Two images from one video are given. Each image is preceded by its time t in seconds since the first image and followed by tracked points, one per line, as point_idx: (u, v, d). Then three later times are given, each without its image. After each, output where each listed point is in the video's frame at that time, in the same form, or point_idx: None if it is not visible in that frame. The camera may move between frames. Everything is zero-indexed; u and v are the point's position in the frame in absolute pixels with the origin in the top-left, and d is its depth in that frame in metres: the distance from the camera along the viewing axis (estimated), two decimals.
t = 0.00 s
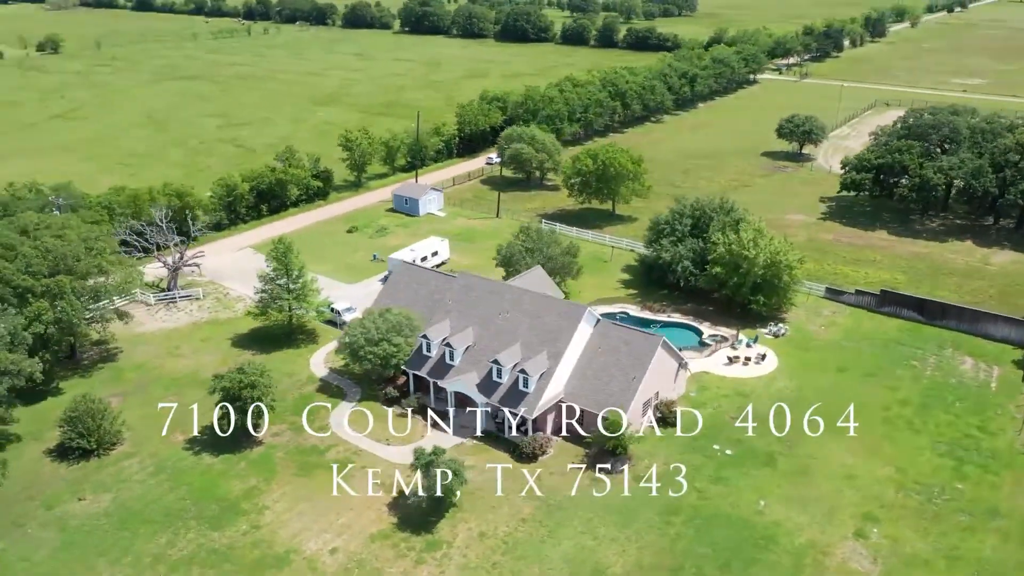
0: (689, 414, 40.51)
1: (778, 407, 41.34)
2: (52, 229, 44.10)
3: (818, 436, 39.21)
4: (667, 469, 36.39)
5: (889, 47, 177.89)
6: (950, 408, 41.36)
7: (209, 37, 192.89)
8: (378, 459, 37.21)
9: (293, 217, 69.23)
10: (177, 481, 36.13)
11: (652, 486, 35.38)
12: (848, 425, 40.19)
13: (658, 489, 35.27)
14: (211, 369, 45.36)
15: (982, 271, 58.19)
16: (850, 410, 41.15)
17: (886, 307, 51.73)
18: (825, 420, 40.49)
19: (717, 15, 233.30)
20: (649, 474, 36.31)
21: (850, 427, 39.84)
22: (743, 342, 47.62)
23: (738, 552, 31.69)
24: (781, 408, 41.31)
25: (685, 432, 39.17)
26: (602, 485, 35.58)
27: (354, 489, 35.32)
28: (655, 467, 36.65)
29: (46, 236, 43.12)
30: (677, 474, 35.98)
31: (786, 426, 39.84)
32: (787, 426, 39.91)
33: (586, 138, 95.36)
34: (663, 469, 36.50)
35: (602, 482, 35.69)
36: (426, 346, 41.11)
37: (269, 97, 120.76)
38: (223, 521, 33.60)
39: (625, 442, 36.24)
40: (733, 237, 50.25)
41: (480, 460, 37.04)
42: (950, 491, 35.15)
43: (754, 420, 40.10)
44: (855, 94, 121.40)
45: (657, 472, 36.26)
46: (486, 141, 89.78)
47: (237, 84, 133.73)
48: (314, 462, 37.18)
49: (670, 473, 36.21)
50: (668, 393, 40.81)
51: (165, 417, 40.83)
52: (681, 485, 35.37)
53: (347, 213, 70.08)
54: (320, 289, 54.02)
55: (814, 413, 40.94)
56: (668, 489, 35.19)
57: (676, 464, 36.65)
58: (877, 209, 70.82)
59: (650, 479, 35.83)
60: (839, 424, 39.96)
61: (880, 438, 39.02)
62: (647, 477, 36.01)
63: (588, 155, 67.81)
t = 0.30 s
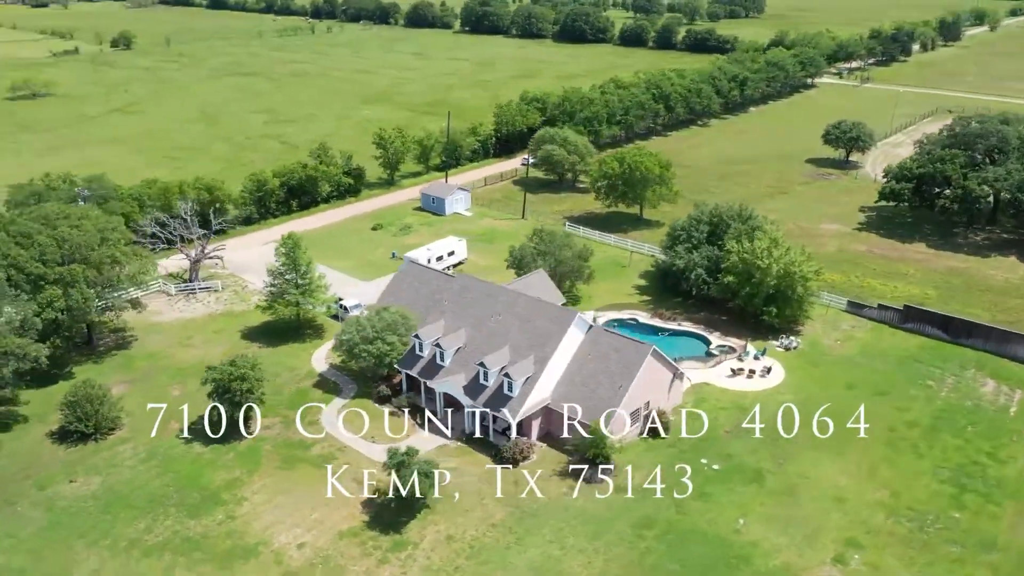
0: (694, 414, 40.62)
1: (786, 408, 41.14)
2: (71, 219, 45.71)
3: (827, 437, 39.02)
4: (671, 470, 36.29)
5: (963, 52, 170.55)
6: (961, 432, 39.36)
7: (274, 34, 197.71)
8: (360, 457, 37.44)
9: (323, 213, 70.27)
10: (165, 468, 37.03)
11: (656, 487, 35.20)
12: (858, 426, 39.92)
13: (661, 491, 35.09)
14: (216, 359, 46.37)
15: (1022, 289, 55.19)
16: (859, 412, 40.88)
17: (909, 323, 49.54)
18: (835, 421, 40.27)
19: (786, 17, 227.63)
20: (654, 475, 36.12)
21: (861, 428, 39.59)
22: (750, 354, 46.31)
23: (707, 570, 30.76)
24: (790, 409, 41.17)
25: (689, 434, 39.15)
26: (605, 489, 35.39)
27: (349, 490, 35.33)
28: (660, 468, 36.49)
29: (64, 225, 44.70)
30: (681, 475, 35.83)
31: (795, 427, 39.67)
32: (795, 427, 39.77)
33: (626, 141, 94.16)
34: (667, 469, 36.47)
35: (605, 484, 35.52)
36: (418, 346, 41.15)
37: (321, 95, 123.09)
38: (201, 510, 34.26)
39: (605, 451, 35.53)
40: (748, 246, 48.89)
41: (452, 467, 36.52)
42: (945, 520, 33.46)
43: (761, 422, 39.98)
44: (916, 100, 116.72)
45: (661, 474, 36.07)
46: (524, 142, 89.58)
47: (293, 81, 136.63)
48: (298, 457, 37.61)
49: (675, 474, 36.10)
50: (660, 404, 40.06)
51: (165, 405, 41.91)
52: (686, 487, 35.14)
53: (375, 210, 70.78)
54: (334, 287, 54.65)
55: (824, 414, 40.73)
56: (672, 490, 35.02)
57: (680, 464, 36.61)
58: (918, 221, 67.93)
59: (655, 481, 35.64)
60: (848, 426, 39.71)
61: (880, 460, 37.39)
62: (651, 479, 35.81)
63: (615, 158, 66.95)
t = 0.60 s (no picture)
0: (690, 422, 39.93)
1: (794, 409, 41.19)
2: (90, 209, 47.15)
3: (836, 438, 39.04)
4: (676, 470, 36.31)
5: None
6: (969, 458, 37.39)
7: (338, 32, 201.48)
8: (344, 452, 37.78)
9: (352, 210, 71.16)
10: (156, 454, 38.01)
11: (660, 489, 35.18)
12: (867, 427, 39.98)
13: (666, 492, 35.06)
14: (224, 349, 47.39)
15: None
16: (869, 413, 40.90)
17: (931, 340, 47.35)
18: (844, 422, 40.27)
19: (857, 20, 220.43)
20: (658, 476, 36.12)
21: (870, 429, 39.65)
22: (756, 366, 45.00)
23: None
24: (798, 410, 41.21)
25: (695, 434, 38.96)
26: (608, 490, 35.28)
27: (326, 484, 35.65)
28: (663, 468, 36.54)
29: (82, 215, 46.15)
30: (686, 476, 35.85)
31: (803, 429, 39.77)
32: (803, 429, 39.80)
33: (667, 144, 92.70)
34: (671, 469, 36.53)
35: (608, 485, 35.41)
36: (411, 345, 41.20)
37: (372, 93, 124.78)
38: (182, 498, 35.05)
39: (580, 458, 35.01)
40: (761, 255, 47.48)
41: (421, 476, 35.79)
42: (934, 549, 31.86)
43: (768, 422, 40.03)
44: (982, 107, 111.51)
45: (666, 474, 36.10)
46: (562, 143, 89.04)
47: (347, 79, 139.01)
48: (284, 449, 38.17)
49: (680, 475, 36.15)
50: (652, 415, 39.09)
51: (168, 393, 43.06)
52: (690, 489, 35.15)
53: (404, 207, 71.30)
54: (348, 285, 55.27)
55: (832, 415, 40.75)
56: (677, 491, 35.01)
57: (685, 465, 36.66)
58: (961, 234, 64.90)
59: (659, 482, 35.63)
60: (857, 427, 39.73)
61: (874, 483, 35.89)
62: (655, 480, 35.80)
63: (642, 161, 65.87)
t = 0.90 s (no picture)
0: (681, 433, 38.98)
1: (801, 409, 41.04)
2: (110, 199, 48.75)
3: (844, 438, 38.94)
4: (680, 471, 36.14)
5: None
6: (972, 483, 35.49)
7: (398, 31, 203.90)
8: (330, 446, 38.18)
9: (381, 206, 71.85)
10: (150, 440, 39.04)
11: (663, 490, 34.99)
12: (876, 428, 39.84)
13: (669, 493, 34.87)
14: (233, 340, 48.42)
15: None
16: (878, 414, 40.77)
17: (953, 358, 45.08)
18: (852, 423, 40.13)
19: (934, 22, 211.71)
20: (661, 477, 35.95)
21: (878, 431, 39.49)
22: (760, 378, 43.67)
23: None
24: (805, 410, 41.04)
25: (698, 435, 38.93)
26: (610, 491, 35.09)
27: (305, 478, 36.04)
28: (667, 468, 36.38)
29: (101, 205, 47.73)
30: (690, 477, 35.69)
31: (810, 430, 39.59)
32: (810, 430, 39.58)
33: (709, 147, 90.79)
34: (669, 472, 36.24)
35: (611, 487, 35.24)
36: (404, 343, 41.32)
37: (421, 92, 125.81)
38: (167, 483, 35.89)
39: (557, 465, 34.54)
40: (773, 262, 45.97)
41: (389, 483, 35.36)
42: None
43: (774, 423, 39.95)
44: None
45: (669, 475, 35.94)
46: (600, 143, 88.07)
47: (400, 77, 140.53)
48: (272, 441, 38.76)
49: (684, 475, 35.99)
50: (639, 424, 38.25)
51: (172, 380, 44.22)
52: (695, 490, 34.99)
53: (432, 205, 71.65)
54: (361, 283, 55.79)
55: (839, 416, 40.63)
56: (680, 492, 34.85)
57: (689, 465, 36.54)
58: (1006, 248, 61.65)
59: (663, 483, 35.46)
60: (866, 428, 39.59)
61: (865, 504, 34.34)
62: (660, 480, 35.66)
63: (668, 164, 64.54)
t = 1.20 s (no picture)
0: (668, 444, 37.93)
1: (805, 410, 40.60)
2: (135, 188, 50.49)
3: (848, 439, 38.54)
4: (681, 471, 35.90)
5: None
6: (970, 514, 33.39)
7: (468, 29, 205.17)
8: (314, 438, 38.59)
9: (414, 203, 72.39)
10: (147, 423, 40.26)
11: (665, 491, 34.77)
12: (881, 428, 39.37)
13: (671, 494, 34.63)
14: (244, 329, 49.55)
15: None
16: (883, 414, 40.30)
17: (975, 381, 42.56)
18: (857, 424, 39.69)
19: None
20: (663, 478, 35.70)
21: (883, 431, 39.04)
22: (762, 392, 41.97)
23: None
24: (809, 410, 40.63)
25: (700, 435, 38.63)
26: (611, 492, 34.91)
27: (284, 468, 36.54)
28: (668, 470, 36.12)
29: (126, 194, 49.47)
30: (692, 477, 35.47)
31: (814, 431, 39.14)
32: (814, 431, 39.15)
33: (759, 153, 88.19)
34: (649, 483, 35.33)
35: (612, 487, 35.06)
36: (397, 340, 41.46)
37: (478, 90, 126.21)
38: (153, 466, 36.94)
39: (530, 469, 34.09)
40: (785, 273, 44.29)
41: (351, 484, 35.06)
42: None
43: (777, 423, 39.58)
44: None
45: (671, 475, 35.71)
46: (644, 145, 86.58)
47: (461, 76, 141.41)
48: (261, 430, 39.45)
49: (686, 476, 35.73)
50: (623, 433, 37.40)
51: (180, 365, 45.54)
52: (697, 490, 34.79)
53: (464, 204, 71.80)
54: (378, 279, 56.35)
55: (844, 416, 40.20)
56: (683, 493, 34.61)
57: (692, 465, 36.27)
58: None
59: (665, 484, 35.22)
60: (871, 429, 39.13)
61: (849, 529, 32.71)
62: (661, 481, 35.41)
63: (700, 168, 62.86)
